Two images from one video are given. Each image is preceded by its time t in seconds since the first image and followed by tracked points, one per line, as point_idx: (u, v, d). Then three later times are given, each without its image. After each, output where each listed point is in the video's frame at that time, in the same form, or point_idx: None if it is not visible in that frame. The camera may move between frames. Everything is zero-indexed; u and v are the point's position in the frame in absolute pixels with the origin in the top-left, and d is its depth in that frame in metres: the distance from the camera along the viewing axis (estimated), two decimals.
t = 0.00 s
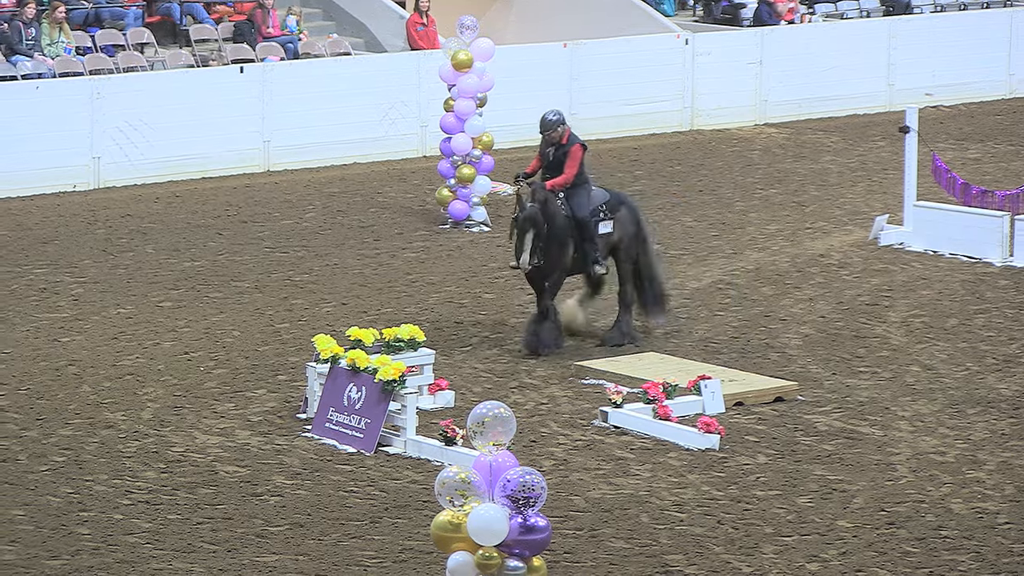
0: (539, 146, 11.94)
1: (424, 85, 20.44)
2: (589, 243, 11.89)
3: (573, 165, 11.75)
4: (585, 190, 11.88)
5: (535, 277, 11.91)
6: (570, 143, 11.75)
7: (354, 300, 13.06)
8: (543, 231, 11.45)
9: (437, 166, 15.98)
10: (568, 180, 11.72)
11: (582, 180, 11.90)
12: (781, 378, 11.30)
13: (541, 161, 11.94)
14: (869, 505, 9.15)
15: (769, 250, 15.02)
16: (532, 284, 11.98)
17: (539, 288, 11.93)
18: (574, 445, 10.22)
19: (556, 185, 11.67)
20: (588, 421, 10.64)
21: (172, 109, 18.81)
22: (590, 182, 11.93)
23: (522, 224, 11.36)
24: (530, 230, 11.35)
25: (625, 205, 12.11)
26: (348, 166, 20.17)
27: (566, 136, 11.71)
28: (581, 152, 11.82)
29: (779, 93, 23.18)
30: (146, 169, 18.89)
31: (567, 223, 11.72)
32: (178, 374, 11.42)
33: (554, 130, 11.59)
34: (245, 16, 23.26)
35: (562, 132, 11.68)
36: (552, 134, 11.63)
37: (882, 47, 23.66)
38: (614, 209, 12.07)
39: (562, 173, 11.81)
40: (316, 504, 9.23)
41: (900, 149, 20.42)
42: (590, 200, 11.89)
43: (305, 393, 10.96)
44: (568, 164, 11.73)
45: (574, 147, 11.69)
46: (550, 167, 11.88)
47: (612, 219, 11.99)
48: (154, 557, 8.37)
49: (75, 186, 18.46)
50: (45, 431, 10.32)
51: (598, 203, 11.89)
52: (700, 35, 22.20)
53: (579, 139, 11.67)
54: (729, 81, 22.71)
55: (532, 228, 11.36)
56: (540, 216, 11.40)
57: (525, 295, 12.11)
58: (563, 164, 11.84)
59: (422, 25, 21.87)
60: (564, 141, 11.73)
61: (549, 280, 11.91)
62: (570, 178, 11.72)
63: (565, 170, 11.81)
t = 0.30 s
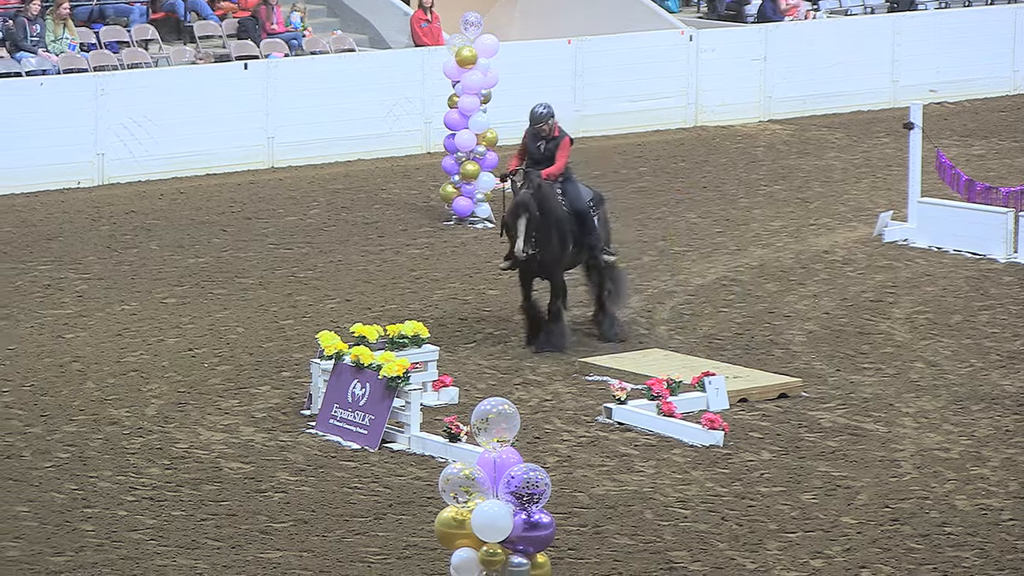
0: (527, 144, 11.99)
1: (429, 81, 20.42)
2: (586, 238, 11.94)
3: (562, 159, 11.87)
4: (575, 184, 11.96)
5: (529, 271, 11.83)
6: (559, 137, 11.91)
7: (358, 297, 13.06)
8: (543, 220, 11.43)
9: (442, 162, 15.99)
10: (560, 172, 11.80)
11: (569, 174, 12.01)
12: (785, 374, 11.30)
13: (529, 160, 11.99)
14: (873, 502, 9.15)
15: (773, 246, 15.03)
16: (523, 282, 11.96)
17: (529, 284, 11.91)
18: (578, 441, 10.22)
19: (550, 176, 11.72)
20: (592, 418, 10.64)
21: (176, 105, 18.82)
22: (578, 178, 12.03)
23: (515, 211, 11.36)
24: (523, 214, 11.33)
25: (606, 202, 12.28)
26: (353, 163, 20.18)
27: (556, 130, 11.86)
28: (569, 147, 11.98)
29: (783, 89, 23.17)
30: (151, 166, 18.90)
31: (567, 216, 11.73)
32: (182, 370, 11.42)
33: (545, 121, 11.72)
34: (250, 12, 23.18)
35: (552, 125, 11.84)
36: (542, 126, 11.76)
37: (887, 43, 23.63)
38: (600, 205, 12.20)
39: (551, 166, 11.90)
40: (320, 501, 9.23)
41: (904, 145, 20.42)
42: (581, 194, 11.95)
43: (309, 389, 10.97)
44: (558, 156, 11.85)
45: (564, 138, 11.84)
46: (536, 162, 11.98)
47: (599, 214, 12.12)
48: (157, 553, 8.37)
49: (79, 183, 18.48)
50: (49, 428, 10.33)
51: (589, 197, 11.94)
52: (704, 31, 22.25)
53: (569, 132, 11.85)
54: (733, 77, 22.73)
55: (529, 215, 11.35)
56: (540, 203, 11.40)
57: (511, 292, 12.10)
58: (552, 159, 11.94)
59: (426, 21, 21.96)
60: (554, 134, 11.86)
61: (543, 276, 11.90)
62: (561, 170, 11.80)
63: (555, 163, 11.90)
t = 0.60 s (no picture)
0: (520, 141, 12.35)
1: (433, 75, 20.40)
2: (578, 234, 12.05)
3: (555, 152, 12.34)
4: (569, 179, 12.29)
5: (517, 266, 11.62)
6: (551, 130, 12.34)
7: (363, 291, 13.06)
8: (535, 215, 11.24)
9: (445, 157, 16.04)
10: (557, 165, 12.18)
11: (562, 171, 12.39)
12: (789, 369, 11.30)
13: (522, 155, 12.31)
14: (877, 496, 9.14)
15: (777, 240, 15.03)
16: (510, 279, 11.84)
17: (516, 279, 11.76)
18: (582, 435, 10.22)
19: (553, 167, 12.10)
20: (596, 412, 10.65)
21: (180, 99, 18.81)
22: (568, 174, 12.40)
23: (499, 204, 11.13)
24: (507, 206, 11.09)
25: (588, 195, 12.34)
26: (357, 157, 20.18)
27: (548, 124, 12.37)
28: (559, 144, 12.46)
29: (788, 84, 23.12)
30: (154, 160, 18.90)
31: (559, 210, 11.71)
32: (187, 364, 11.42)
33: (542, 114, 12.14)
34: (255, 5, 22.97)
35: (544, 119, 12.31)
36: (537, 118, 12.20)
37: (892, 37, 23.63)
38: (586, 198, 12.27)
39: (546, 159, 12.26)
40: (325, 495, 9.23)
41: (909, 140, 20.41)
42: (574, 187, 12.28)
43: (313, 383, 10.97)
44: (553, 148, 12.31)
45: (557, 131, 12.30)
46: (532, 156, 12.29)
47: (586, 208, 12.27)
48: (162, 547, 8.37)
49: (84, 177, 18.51)
50: (54, 421, 10.33)
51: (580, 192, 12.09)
52: (708, 25, 22.13)
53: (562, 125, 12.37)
54: (737, 71, 22.64)
55: (515, 208, 11.12)
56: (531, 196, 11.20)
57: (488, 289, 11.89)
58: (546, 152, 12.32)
59: (430, 15, 21.89)
60: (546, 128, 12.29)
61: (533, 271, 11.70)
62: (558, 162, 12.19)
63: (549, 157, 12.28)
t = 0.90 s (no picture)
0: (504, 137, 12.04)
1: (437, 70, 20.38)
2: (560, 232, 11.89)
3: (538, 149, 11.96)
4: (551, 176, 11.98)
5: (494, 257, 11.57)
6: (534, 127, 11.95)
7: (366, 286, 13.07)
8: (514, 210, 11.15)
9: (449, 152, 16.01)
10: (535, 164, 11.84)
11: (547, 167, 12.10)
12: (793, 364, 11.30)
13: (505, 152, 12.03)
14: (881, 491, 9.14)
15: (781, 236, 15.03)
16: (490, 271, 11.82)
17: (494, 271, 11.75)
18: (586, 431, 10.22)
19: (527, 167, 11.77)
20: (599, 407, 10.65)
21: (183, 94, 18.82)
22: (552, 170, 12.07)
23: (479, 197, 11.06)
24: (486, 201, 10.97)
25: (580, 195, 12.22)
26: (361, 152, 20.17)
27: (531, 120, 11.95)
28: (545, 138, 12.06)
29: (791, 79, 23.11)
30: (158, 155, 18.91)
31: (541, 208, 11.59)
32: (190, 360, 11.43)
33: (521, 112, 11.76)
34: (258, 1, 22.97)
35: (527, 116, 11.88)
36: (517, 117, 11.80)
37: (895, 33, 23.54)
38: (575, 197, 12.16)
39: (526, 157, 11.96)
40: (328, 490, 9.23)
41: (912, 135, 20.40)
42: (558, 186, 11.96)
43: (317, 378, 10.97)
44: (534, 147, 11.93)
45: (539, 129, 11.91)
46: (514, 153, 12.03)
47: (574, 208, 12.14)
48: (165, 542, 8.37)
49: (87, 172, 18.52)
50: (58, 416, 10.34)
51: (567, 191, 11.99)
52: (712, 20, 22.16)
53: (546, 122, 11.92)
54: (741, 65, 22.63)
55: (494, 204, 11.00)
56: (512, 194, 11.10)
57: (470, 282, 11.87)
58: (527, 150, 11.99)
59: (434, 10, 21.91)
60: (529, 125, 11.92)
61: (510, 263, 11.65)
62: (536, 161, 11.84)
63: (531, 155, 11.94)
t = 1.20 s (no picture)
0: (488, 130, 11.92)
1: (438, 65, 20.35)
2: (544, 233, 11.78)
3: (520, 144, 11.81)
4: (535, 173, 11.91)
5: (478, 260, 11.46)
6: (516, 121, 11.76)
7: (369, 281, 13.08)
8: (490, 210, 11.03)
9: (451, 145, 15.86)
10: (514, 160, 11.73)
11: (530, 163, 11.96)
12: (795, 358, 11.30)
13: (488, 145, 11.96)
14: (883, 486, 9.13)
15: (783, 230, 15.03)
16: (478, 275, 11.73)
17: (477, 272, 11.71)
18: (588, 425, 10.23)
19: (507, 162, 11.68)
20: (601, 402, 10.66)
21: (185, 88, 18.83)
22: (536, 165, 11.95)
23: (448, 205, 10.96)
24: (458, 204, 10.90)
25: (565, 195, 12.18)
26: (363, 147, 20.14)
27: (513, 114, 11.79)
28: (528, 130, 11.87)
29: (793, 73, 23.06)
30: (160, 150, 18.93)
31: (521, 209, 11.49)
32: (192, 354, 11.43)
33: (500, 107, 11.57)
34: None
35: (509, 110, 11.73)
36: (500, 112, 11.68)
37: (897, 28, 23.51)
38: (560, 199, 12.10)
39: (507, 151, 11.83)
40: (330, 484, 9.22)
41: (914, 130, 20.40)
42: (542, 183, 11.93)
43: (319, 372, 10.97)
44: (515, 142, 11.77)
45: (520, 123, 11.72)
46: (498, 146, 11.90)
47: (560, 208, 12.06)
48: (168, 537, 8.37)
49: (90, 166, 18.54)
50: (60, 411, 10.33)
51: (551, 191, 11.95)
52: (714, 15, 22.17)
53: (528, 116, 11.73)
54: (743, 60, 22.62)
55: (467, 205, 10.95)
56: (485, 197, 10.99)
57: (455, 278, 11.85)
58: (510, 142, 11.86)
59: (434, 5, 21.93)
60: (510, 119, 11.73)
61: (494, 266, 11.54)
62: (514, 157, 11.71)
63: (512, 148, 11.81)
